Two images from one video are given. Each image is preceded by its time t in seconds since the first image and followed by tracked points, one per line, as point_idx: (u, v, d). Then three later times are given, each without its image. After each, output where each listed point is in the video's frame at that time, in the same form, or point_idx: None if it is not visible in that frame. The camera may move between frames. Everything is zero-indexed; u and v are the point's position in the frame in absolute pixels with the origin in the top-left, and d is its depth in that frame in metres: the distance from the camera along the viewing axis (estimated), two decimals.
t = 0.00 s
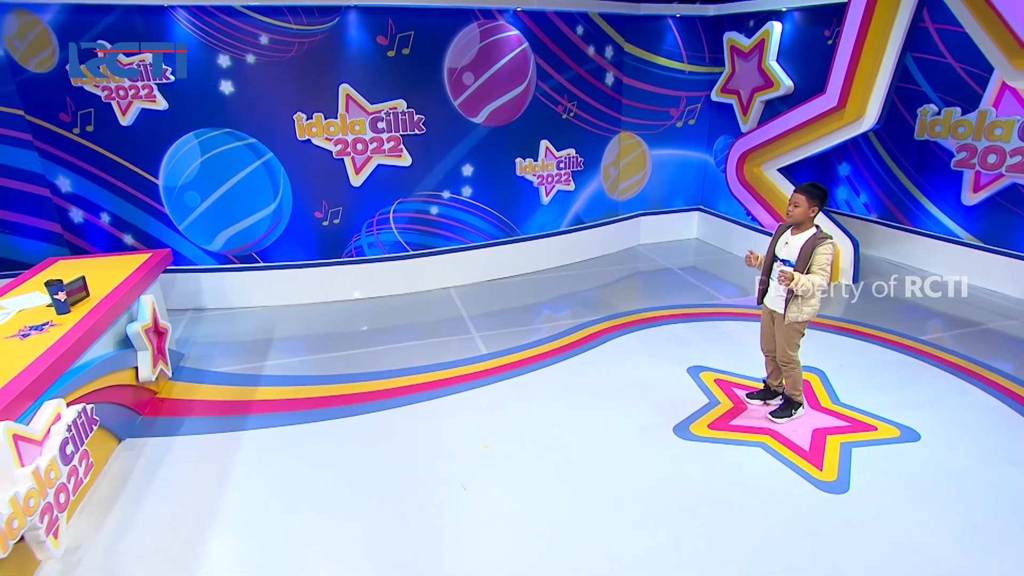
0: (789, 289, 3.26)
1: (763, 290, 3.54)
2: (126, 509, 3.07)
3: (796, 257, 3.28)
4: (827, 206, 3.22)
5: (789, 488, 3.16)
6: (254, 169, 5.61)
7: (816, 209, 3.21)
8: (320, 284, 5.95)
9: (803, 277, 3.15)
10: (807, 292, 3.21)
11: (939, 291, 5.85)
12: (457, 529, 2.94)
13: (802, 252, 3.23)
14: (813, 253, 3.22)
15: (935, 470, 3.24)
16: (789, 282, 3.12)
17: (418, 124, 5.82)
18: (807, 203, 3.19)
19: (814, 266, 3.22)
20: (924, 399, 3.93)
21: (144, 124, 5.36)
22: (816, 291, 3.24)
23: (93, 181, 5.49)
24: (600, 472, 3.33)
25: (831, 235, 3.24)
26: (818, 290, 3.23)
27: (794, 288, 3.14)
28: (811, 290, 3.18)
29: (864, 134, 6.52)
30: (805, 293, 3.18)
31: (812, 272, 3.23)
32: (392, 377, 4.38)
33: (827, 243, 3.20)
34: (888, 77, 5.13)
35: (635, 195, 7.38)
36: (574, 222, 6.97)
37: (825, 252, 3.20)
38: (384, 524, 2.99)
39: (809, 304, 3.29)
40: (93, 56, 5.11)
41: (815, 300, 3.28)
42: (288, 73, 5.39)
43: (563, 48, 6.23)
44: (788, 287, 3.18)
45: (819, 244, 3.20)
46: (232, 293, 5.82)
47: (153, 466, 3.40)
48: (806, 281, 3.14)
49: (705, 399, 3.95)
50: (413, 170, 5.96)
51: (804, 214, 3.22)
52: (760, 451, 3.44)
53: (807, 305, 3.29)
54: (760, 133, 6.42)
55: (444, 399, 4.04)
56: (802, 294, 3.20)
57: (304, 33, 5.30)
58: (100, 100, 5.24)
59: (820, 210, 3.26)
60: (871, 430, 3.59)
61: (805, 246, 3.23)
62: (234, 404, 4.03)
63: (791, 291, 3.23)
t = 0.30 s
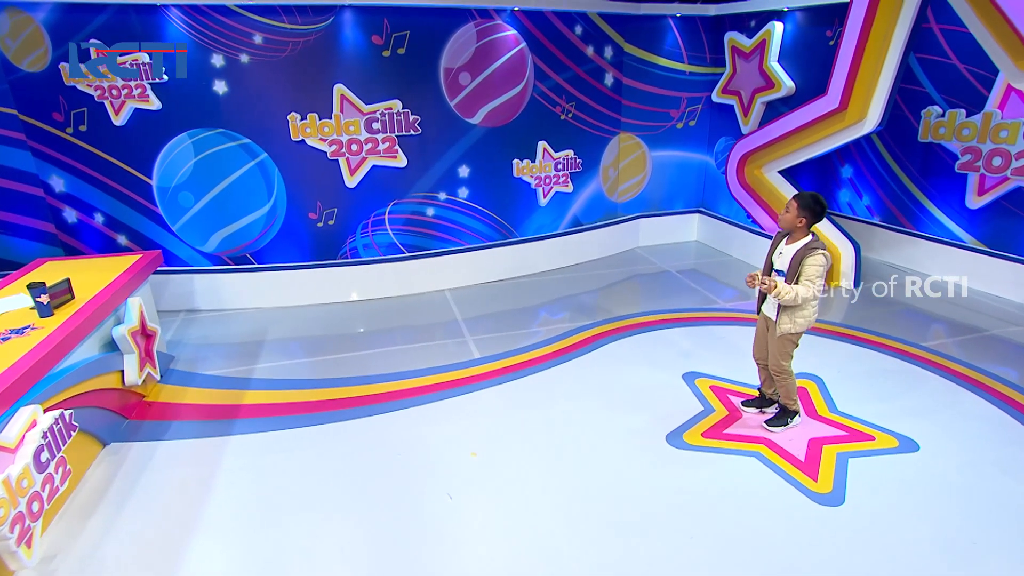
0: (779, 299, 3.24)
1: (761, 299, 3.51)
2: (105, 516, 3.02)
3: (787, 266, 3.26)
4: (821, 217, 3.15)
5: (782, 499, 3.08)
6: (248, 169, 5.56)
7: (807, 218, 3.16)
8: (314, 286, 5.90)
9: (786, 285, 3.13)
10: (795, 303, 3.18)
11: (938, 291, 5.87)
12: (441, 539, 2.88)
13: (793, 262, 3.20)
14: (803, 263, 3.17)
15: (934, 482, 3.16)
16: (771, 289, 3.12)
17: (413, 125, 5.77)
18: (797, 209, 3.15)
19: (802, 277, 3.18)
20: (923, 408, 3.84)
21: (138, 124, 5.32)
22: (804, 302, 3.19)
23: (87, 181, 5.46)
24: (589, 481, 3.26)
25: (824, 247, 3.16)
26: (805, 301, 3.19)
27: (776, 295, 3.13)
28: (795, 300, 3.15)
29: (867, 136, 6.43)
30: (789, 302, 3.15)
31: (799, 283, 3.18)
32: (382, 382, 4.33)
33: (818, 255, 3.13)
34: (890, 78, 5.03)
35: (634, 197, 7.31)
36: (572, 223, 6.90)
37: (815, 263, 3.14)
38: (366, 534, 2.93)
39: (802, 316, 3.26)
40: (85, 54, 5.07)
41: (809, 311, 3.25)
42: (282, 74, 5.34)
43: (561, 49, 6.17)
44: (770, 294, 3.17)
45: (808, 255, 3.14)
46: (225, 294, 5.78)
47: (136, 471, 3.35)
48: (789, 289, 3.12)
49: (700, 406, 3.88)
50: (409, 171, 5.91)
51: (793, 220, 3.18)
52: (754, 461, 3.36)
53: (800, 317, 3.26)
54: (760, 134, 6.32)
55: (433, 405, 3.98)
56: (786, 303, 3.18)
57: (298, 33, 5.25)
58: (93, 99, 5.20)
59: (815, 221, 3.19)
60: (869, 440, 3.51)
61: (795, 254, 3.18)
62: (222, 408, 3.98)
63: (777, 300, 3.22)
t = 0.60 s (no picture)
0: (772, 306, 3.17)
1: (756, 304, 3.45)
2: (82, 525, 2.97)
3: (782, 272, 3.21)
4: (820, 224, 3.10)
5: (773, 511, 3.01)
6: (240, 170, 5.51)
7: (807, 224, 3.10)
8: (306, 288, 5.85)
9: (779, 291, 3.05)
10: (786, 310, 3.10)
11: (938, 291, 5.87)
12: (422, 550, 2.82)
13: (787, 268, 3.15)
14: (797, 269, 3.12)
15: (930, 495, 3.08)
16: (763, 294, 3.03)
17: (406, 125, 5.71)
18: (797, 215, 3.08)
19: (796, 284, 3.13)
20: (920, 417, 3.76)
21: (128, 124, 5.27)
22: (797, 309, 3.11)
23: (78, 181, 5.41)
24: (576, 491, 3.19)
25: (819, 254, 3.12)
26: (798, 308, 3.12)
27: (767, 301, 3.04)
28: (786, 306, 3.07)
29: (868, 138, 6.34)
30: (780, 309, 3.08)
31: (793, 291, 3.12)
32: (370, 387, 4.26)
33: (813, 262, 3.09)
34: (891, 79, 4.94)
35: (632, 198, 7.24)
36: (569, 225, 6.83)
37: (810, 270, 3.09)
38: (345, 544, 2.86)
39: (796, 324, 3.19)
40: (75, 53, 5.02)
41: (803, 319, 3.19)
42: (274, 74, 5.28)
43: (558, 49, 6.10)
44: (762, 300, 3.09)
45: (803, 262, 3.10)
46: (217, 296, 5.73)
47: (116, 477, 3.30)
48: (781, 296, 3.04)
49: (692, 414, 3.81)
50: (402, 172, 5.85)
51: (793, 226, 3.11)
52: (746, 470, 3.29)
53: (795, 324, 3.19)
54: (760, 135, 6.22)
55: (421, 411, 3.92)
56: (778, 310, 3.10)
57: (290, 32, 5.20)
58: (84, 98, 5.16)
59: (813, 227, 3.14)
60: (864, 450, 3.43)
61: (790, 260, 3.14)
62: (207, 413, 3.92)
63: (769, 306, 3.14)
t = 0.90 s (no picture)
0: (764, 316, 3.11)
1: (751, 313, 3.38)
2: (56, 532, 2.92)
3: (775, 281, 3.14)
4: (816, 232, 3.02)
5: (762, 523, 2.94)
6: (231, 170, 5.46)
7: (803, 232, 3.03)
8: (299, 289, 5.79)
9: (770, 301, 3.00)
10: (777, 319, 3.04)
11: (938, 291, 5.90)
12: (401, 562, 2.76)
13: (781, 278, 3.09)
14: (791, 279, 3.05)
15: (924, 507, 3.00)
16: (753, 304, 2.98)
17: (399, 126, 5.65)
18: (792, 224, 3.01)
19: (789, 295, 3.06)
20: (916, 427, 3.67)
21: (118, 123, 5.23)
22: (788, 319, 3.05)
23: (68, 181, 5.37)
24: (563, 501, 3.13)
25: (815, 264, 3.05)
26: (790, 318, 3.05)
27: (757, 311, 3.00)
28: (777, 317, 3.01)
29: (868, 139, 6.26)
30: (771, 319, 3.02)
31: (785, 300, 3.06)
32: (357, 392, 4.21)
33: (807, 272, 3.02)
34: (890, 80, 4.85)
35: (629, 200, 7.16)
36: (565, 227, 6.76)
37: (803, 280, 3.02)
38: (324, 554, 2.80)
39: (790, 333, 3.12)
40: (64, 51, 4.98)
41: (797, 329, 3.11)
42: (265, 74, 5.23)
43: (554, 49, 6.03)
44: (753, 310, 3.04)
45: (797, 271, 3.03)
46: (208, 297, 5.69)
47: (96, 483, 3.25)
48: (772, 306, 2.99)
49: (683, 421, 3.74)
50: (395, 173, 5.79)
51: (788, 234, 3.04)
52: (736, 480, 3.22)
53: (789, 334, 3.12)
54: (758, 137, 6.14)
55: (408, 417, 3.86)
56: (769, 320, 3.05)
57: (282, 32, 5.15)
58: (74, 98, 5.12)
59: (809, 236, 3.07)
60: (858, 460, 3.35)
61: (784, 270, 3.07)
62: (192, 417, 3.87)
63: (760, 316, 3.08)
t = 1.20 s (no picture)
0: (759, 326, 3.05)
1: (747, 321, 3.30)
2: (36, 536, 2.89)
3: (772, 290, 3.06)
4: (815, 240, 2.94)
5: (754, 536, 2.86)
6: (227, 170, 5.42)
7: (801, 240, 2.94)
8: (294, 290, 5.75)
9: (765, 311, 2.94)
10: (773, 330, 2.98)
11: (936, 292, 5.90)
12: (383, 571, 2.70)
13: (777, 287, 3.01)
14: (787, 289, 2.98)
15: (921, 521, 2.92)
16: (747, 315, 2.92)
17: (396, 126, 5.61)
18: (791, 231, 2.93)
19: (785, 304, 2.99)
20: (916, 437, 3.59)
21: (114, 122, 5.21)
22: (784, 330, 2.99)
23: (65, 180, 5.35)
24: (550, 510, 3.06)
25: (813, 273, 2.97)
26: (786, 329, 2.98)
27: (752, 321, 2.93)
28: (772, 327, 2.95)
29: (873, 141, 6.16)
30: (765, 330, 2.96)
31: (781, 310, 3.00)
32: (348, 396, 4.15)
33: (805, 281, 2.95)
34: (894, 82, 4.76)
35: (630, 202, 7.08)
36: (565, 228, 6.69)
37: (801, 290, 2.95)
38: (304, 563, 2.76)
39: (786, 344, 3.05)
40: (60, 49, 4.95)
41: (794, 339, 3.05)
42: (261, 73, 5.20)
43: (554, 48, 5.96)
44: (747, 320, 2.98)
45: (794, 281, 2.96)
46: (203, 298, 5.66)
47: (79, 486, 3.22)
48: (766, 316, 2.93)
49: (677, 429, 3.66)
50: (392, 173, 5.75)
51: (786, 242, 2.96)
52: (729, 491, 3.14)
53: (785, 345, 3.05)
54: (760, 138, 6.05)
55: (397, 422, 3.81)
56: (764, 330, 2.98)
57: (278, 31, 5.11)
58: (70, 96, 5.10)
59: (808, 244, 2.98)
60: (856, 471, 3.27)
61: (781, 279, 2.99)
62: (179, 419, 3.83)
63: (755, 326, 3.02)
